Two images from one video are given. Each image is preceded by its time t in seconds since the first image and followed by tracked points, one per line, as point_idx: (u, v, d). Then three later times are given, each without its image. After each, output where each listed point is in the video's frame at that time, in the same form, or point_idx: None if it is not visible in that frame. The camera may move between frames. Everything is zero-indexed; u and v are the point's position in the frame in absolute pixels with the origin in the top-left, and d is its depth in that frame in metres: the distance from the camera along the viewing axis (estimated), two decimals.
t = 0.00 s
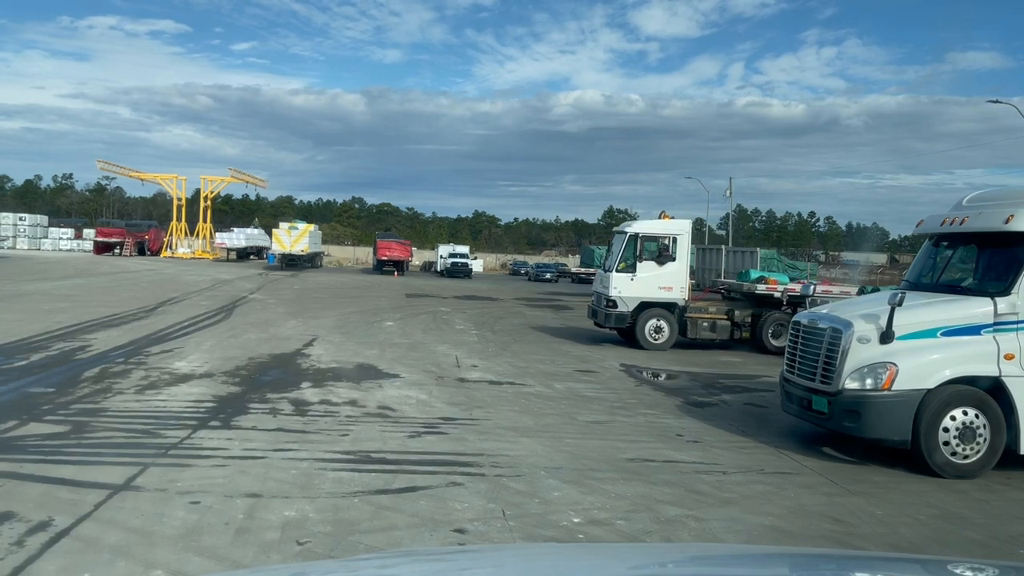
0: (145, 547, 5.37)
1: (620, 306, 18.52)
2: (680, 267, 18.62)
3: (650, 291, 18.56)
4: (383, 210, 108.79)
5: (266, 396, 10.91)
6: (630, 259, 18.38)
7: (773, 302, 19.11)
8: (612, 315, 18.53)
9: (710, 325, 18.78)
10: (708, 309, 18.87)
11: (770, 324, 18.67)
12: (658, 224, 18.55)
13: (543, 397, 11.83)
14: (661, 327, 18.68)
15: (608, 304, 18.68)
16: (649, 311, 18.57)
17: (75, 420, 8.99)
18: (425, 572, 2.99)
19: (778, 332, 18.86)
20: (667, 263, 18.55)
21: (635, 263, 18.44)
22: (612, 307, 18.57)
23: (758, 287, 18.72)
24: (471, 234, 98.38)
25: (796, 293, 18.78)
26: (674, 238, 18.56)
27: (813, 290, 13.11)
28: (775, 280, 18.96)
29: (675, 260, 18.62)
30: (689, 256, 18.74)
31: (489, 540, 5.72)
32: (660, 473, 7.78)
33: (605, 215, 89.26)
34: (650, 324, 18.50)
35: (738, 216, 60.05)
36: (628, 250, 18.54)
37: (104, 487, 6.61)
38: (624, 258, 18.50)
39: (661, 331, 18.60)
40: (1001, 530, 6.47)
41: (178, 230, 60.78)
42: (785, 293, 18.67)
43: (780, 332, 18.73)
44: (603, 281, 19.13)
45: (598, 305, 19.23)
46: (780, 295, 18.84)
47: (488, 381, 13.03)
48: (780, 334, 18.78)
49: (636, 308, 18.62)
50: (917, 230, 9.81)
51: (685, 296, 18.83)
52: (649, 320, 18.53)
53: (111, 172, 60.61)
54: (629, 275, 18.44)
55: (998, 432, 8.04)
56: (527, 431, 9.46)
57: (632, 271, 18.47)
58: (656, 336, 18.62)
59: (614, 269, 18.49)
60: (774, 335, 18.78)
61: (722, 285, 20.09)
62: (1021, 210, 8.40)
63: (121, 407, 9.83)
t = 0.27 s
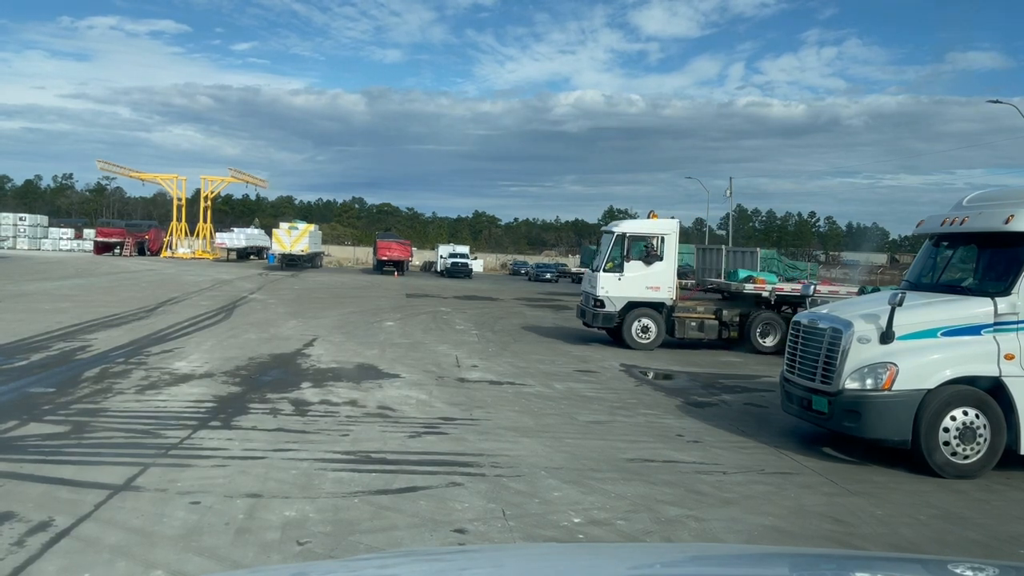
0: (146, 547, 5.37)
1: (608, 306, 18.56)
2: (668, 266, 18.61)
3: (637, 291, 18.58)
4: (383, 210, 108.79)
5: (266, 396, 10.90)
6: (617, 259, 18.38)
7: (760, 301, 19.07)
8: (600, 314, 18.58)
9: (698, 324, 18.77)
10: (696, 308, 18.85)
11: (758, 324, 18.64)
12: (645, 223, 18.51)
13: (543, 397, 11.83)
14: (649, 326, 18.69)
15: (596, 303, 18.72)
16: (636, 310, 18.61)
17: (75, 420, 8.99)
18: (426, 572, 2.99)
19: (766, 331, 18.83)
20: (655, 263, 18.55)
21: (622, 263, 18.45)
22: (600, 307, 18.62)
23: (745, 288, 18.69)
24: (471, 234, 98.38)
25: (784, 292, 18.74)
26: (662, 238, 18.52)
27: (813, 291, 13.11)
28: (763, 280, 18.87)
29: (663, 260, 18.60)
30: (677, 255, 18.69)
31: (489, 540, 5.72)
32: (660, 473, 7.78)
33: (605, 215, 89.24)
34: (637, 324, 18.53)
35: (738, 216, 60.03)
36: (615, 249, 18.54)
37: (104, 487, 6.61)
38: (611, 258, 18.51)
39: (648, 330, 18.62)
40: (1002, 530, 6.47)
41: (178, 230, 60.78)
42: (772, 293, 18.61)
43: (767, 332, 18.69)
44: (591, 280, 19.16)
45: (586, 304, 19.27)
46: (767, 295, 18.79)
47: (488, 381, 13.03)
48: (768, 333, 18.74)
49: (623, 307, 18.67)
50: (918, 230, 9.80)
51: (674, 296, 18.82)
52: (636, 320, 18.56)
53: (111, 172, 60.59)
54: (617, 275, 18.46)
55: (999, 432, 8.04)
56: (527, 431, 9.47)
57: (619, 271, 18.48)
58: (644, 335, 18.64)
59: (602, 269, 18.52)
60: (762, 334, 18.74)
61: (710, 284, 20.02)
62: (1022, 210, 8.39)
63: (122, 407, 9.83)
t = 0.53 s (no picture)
0: (146, 547, 5.37)
1: (593, 306, 18.57)
2: (653, 266, 18.58)
3: (623, 290, 18.58)
4: (383, 211, 108.78)
5: (266, 396, 10.91)
6: (602, 259, 18.36)
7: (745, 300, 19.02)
8: (585, 314, 18.59)
9: (684, 324, 18.74)
10: (682, 308, 18.81)
11: (743, 323, 18.61)
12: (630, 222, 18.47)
13: (543, 397, 11.83)
14: (634, 326, 18.69)
15: (582, 303, 18.72)
16: (622, 310, 18.61)
17: (75, 420, 8.99)
18: (424, 572, 2.99)
19: (752, 330, 18.80)
20: (640, 263, 18.53)
21: (607, 263, 18.43)
22: (586, 306, 18.62)
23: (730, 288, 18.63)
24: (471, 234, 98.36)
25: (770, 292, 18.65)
26: (647, 237, 18.47)
27: (813, 290, 13.11)
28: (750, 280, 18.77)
29: (648, 259, 18.57)
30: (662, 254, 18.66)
31: (489, 540, 5.72)
32: (660, 473, 7.78)
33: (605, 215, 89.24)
34: (623, 323, 18.53)
35: (738, 216, 60.05)
36: (601, 249, 18.52)
37: (105, 487, 6.61)
38: (597, 258, 18.50)
39: (634, 330, 18.61)
40: (1002, 530, 6.47)
41: (178, 230, 60.78)
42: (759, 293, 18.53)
43: (753, 331, 18.66)
44: (577, 279, 19.15)
45: (572, 303, 19.27)
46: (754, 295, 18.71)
47: (488, 381, 13.03)
48: (754, 333, 18.71)
49: (609, 307, 18.67)
50: (918, 230, 9.80)
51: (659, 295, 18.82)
52: (621, 319, 18.56)
53: (111, 172, 60.60)
54: (602, 274, 18.45)
55: (999, 432, 8.04)
56: (527, 431, 9.47)
57: (605, 271, 18.47)
58: (629, 335, 18.63)
59: (587, 269, 18.51)
60: (748, 334, 18.72)
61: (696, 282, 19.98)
62: (1022, 210, 8.39)
63: (121, 407, 9.84)
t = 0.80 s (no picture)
0: (145, 547, 5.36)
1: (578, 305, 18.53)
2: (638, 265, 18.55)
3: (607, 290, 18.54)
4: (383, 211, 108.75)
5: (266, 396, 10.91)
6: (587, 258, 18.33)
7: (729, 299, 19.05)
8: (570, 313, 18.55)
9: (669, 324, 18.78)
10: (668, 307, 18.85)
11: (728, 323, 18.63)
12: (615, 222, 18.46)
13: (543, 397, 11.83)
14: (620, 325, 18.65)
15: (567, 302, 18.68)
16: (606, 309, 18.58)
17: (75, 420, 8.99)
18: (424, 572, 2.99)
19: (737, 330, 18.81)
20: (625, 262, 18.49)
21: (592, 262, 18.40)
22: (571, 306, 18.59)
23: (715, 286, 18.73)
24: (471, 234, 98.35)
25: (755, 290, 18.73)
26: (631, 236, 18.44)
27: (814, 290, 13.12)
28: (735, 279, 18.86)
29: (633, 259, 18.55)
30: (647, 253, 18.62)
31: (490, 540, 5.72)
32: (660, 474, 7.78)
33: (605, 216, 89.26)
34: (608, 322, 18.43)
35: (738, 216, 60.09)
36: (585, 248, 18.48)
37: (104, 487, 6.61)
38: (581, 257, 18.46)
39: (619, 329, 18.57)
40: (1003, 530, 6.47)
41: (178, 230, 60.78)
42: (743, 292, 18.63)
43: (738, 330, 18.68)
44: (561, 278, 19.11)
45: (557, 303, 19.23)
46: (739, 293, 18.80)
47: (488, 381, 13.04)
48: (738, 332, 18.72)
49: (594, 306, 18.64)
50: (918, 230, 9.80)
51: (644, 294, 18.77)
52: (607, 318, 18.51)
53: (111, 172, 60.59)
54: (587, 274, 18.42)
55: (999, 432, 8.03)
56: (526, 431, 9.47)
57: (590, 270, 18.45)
58: (614, 334, 18.58)
59: (572, 268, 18.48)
60: (733, 333, 18.73)
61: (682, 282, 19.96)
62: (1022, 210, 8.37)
63: (121, 407, 9.83)
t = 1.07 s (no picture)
0: (146, 547, 5.36)
1: (562, 304, 18.48)
2: (623, 264, 18.48)
3: (591, 289, 18.48)
4: (383, 211, 108.72)
5: (266, 396, 10.91)
6: (571, 257, 18.27)
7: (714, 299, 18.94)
8: (555, 313, 18.49)
9: (654, 323, 18.62)
10: (654, 306, 18.68)
11: (713, 323, 18.52)
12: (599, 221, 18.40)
13: (543, 397, 11.83)
14: (605, 325, 18.56)
15: (551, 302, 18.63)
16: (591, 308, 18.50)
17: (75, 420, 8.98)
18: (425, 571, 2.98)
19: (722, 330, 18.70)
20: (609, 261, 18.43)
21: (576, 261, 18.35)
22: (555, 305, 18.53)
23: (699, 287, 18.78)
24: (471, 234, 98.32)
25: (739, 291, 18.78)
26: (616, 235, 18.38)
27: (814, 290, 13.12)
28: (721, 278, 18.91)
29: (618, 258, 18.48)
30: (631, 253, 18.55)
31: (489, 540, 5.71)
32: (660, 474, 7.77)
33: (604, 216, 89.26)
34: (593, 321, 18.35)
35: (738, 216, 60.11)
36: (569, 247, 18.44)
37: (104, 487, 6.61)
38: (566, 256, 18.41)
39: (604, 328, 18.46)
40: (1003, 530, 6.46)
41: (178, 230, 60.75)
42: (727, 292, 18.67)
43: (723, 330, 18.56)
44: (547, 278, 19.07)
45: (543, 302, 19.18)
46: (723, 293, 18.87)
47: (488, 381, 13.04)
48: (724, 332, 18.61)
49: (578, 306, 18.57)
50: (918, 230, 9.80)
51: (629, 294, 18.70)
52: (591, 318, 18.43)
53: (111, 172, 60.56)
54: (571, 273, 18.36)
55: (999, 432, 8.02)
56: (526, 431, 9.46)
57: (574, 270, 18.39)
58: (599, 333, 18.47)
59: (556, 267, 18.43)
60: (718, 333, 18.61)
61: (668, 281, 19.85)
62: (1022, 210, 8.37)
63: (121, 407, 9.83)
